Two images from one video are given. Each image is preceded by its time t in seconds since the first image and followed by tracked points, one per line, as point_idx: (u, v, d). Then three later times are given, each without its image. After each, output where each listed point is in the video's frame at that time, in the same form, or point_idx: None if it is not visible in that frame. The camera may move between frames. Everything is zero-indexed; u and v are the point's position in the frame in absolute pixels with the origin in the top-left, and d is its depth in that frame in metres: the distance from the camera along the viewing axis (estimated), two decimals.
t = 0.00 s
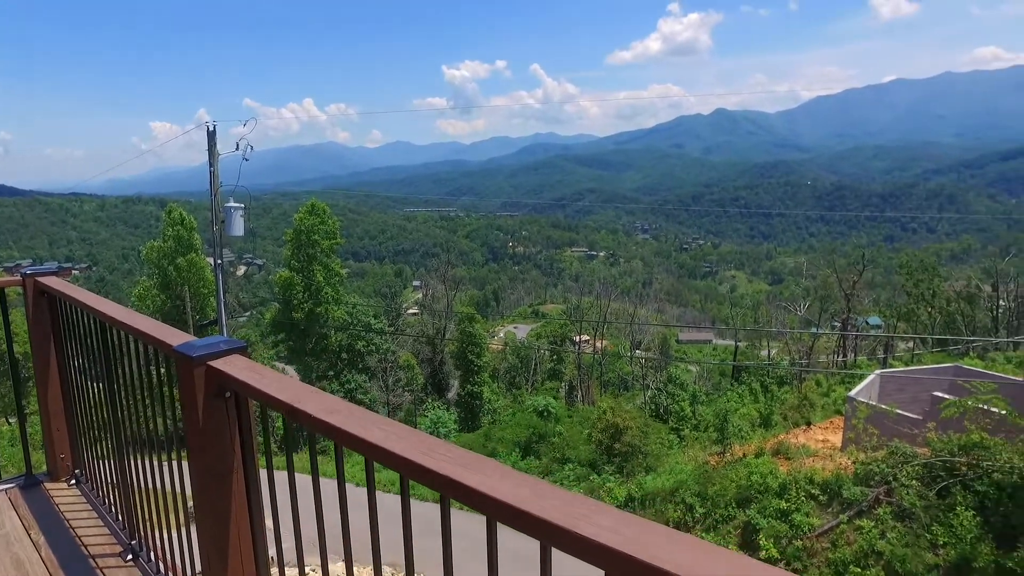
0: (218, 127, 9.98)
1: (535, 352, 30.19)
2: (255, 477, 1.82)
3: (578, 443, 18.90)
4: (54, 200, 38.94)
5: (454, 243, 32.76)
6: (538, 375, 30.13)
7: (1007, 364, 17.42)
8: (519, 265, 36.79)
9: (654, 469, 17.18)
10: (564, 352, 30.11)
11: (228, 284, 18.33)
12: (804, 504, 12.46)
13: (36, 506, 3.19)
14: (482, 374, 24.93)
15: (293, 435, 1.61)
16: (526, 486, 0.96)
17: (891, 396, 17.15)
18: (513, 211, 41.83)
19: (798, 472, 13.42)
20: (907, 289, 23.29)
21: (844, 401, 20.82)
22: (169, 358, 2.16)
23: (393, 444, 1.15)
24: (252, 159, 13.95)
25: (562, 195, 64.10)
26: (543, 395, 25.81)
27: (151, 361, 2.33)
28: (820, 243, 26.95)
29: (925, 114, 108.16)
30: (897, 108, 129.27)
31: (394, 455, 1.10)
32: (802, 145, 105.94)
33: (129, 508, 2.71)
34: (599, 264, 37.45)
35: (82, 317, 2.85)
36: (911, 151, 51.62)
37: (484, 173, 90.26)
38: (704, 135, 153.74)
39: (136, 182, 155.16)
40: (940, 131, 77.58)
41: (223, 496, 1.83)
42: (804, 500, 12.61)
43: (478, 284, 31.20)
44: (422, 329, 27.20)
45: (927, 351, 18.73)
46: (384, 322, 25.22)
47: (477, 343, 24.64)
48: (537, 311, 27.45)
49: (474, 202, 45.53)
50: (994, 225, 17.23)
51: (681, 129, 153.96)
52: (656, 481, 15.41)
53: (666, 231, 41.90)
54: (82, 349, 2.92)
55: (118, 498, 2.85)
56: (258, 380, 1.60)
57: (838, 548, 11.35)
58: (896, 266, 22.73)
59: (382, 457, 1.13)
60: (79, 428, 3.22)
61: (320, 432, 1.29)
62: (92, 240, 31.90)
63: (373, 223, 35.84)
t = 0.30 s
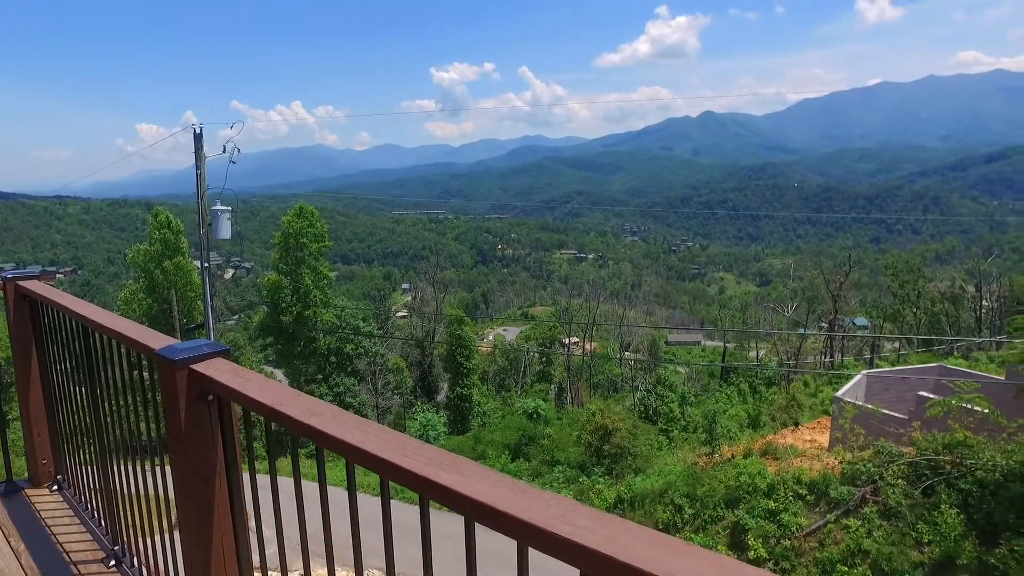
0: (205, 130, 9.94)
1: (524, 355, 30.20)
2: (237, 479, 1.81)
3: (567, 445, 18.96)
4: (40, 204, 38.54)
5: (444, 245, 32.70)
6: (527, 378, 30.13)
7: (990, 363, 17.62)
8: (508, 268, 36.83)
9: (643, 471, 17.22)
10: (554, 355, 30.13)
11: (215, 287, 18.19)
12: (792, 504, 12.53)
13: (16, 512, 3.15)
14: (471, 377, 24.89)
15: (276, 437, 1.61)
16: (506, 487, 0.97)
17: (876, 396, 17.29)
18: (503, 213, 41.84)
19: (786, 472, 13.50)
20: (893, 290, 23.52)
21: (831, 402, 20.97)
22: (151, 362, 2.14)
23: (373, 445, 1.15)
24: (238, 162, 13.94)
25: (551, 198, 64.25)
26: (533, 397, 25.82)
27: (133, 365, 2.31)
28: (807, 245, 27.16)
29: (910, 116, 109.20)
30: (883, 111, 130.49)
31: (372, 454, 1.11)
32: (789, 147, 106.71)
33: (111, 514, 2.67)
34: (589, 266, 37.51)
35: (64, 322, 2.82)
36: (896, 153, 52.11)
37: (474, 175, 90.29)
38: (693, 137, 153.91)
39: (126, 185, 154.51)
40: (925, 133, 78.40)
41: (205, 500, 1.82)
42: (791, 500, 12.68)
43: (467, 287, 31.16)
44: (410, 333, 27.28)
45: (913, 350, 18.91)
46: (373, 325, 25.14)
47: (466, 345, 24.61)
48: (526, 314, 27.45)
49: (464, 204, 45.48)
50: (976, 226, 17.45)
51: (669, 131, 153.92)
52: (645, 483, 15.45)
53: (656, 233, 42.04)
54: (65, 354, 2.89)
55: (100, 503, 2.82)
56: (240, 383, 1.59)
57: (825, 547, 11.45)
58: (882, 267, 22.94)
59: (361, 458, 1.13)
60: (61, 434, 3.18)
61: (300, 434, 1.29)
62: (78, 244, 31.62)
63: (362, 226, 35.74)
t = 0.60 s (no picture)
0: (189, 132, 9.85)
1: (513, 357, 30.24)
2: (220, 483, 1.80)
3: (556, 447, 18.97)
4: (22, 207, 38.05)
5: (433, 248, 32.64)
6: (516, 380, 30.18)
7: (974, 363, 17.84)
8: (496, 270, 36.95)
9: (632, 473, 17.24)
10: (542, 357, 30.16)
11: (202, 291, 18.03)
12: (780, 504, 12.57)
13: None
14: (460, 380, 24.85)
15: (258, 440, 1.61)
16: (485, 488, 0.97)
17: (862, 396, 17.42)
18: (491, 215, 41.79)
19: (773, 472, 13.52)
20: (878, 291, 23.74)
21: (818, 402, 21.09)
22: (133, 365, 2.13)
23: (351, 446, 1.16)
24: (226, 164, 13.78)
25: (540, 200, 64.34)
26: (522, 399, 25.80)
27: (115, 369, 2.29)
28: (794, 246, 27.39)
29: (894, 119, 110.31)
30: (868, 114, 131.83)
31: (351, 456, 1.11)
32: (776, 150, 107.51)
33: (93, 521, 2.64)
34: (577, 268, 37.58)
35: (46, 326, 2.79)
36: (881, 156, 52.61)
37: (463, 177, 90.18)
38: (680, 140, 153.78)
39: (113, 189, 153.31)
40: (909, 135, 79.26)
41: (188, 505, 1.80)
42: (779, 500, 12.73)
43: (455, 289, 31.22)
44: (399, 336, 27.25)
45: (898, 351, 19.08)
46: (362, 328, 25.04)
47: (454, 348, 24.57)
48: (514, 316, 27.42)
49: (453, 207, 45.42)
50: (959, 228, 17.67)
51: (657, 134, 153.93)
52: (633, 485, 15.49)
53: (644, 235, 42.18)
54: (47, 358, 2.85)
55: (83, 509, 2.79)
56: (221, 386, 1.59)
57: (813, 547, 11.53)
58: (868, 269, 23.15)
59: (341, 460, 1.14)
60: (43, 441, 3.14)
61: (281, 438, 1.30)
62: (62, 247, 31.23)
63: (351, 229, 35.56)
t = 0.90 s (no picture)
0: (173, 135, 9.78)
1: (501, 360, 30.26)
2: (202, 487, 1.78)
3: (544, 450, 19.00)
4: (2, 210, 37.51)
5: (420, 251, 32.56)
6: (505, 382, 30.22)
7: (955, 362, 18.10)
8: (484, 273, 37.00)
9: (619, 474, 17.30)
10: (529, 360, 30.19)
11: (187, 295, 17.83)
12: (766, 505, 12.65)
13: None
14: (447, 383, 24.79)
15: (241, 446, 1.60)
16: (461, 490, 0.99)
17: (846, 396, 17.58)
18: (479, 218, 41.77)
19: (759, 473, 13.59)
20: (862, 292, 23.98)
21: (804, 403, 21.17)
22: (113, 371, 2.10)
23: (330, 449, 1.16)
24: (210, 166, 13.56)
25: (528, 202, 64.46)
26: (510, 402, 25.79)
27: (95, 375, 2.26)
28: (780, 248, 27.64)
29: (877, 122, 111.65)
30: (852, 117, 133.36)
31: (329, 458, 1.11)
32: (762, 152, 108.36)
33: (74, 528, 2.61)
34: (565, 270, 37.67)
35: (26, 331, 2.75)
36: (863, 159, 53.24)
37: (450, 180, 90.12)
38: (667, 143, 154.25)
39: (96, 193, 151.50)
40: (892, 138, 80.20)
41: (167, 511, 1.78)
42: (765, 500, 12.82)
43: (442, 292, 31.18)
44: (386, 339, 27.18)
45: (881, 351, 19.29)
46: (348, 331, 24.91)
47: (442, 351, 24.52)
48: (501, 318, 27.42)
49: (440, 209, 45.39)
50: (941, 229, 17.92)
51: (644, 137, 153.92)
52: (621, 486, 15.52)
53: (632, 238, 42.34)
54: (26, 363, 2.81)
55: (62, 517, 2.74)
56: (201, 390, 1.58)
57: (799, 546, 11.61)
58: (852, 270, 23.39)
59: (319, 463, 1.14)
60: (23, 448, 3.09)
61: (261, 441, 1.29)
62: (44, 251, 30.83)
63: (337, 232, 35.40)
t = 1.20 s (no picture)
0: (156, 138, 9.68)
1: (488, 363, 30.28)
2: (182, 493, 1.77)
3: (532, 452, 19.01)
4: None
5: (407, 254, 32.45)
6: (492, 385, 30.20)
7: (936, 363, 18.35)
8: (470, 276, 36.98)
9: (606, 477, 17.32)
10: (516, 363, 30.21)
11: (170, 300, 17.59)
12: (752, 505, 12.75)
13: None
14: (434, 387, 24.72)
15: (222, 452, 1.59)
16: (440, 490, 0.99)
17: (831, 397, 17.74)
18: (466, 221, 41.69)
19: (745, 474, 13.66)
20: (846, 294, 24.20)
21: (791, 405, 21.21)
22: (91, 376, 2.08)
23: (313, 454, 1.15)
24: (195, 169, 13.35)
25: (515, 206, 64.53)
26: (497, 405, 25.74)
27: (74, 380, 2.23)
28: (765, 250, 27.86)
29: (860, 126, 113.08)
30: (835, 121, 134.97)
31: (311, 460, 1.11)
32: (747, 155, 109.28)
33: (53, 537, 2.56)
34: (552, 273, 37.74)
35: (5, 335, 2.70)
36: (846, 162, 53.84)
37: (436, 183, 90.03)
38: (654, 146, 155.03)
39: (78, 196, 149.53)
40: (875, 142, 81.24)
41: (147, 517, 1.76)
42: (751, 501, 12.90)
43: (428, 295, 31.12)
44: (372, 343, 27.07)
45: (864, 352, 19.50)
46: (334, 335, 24.76)
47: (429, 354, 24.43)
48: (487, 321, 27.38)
49: (427, 213, 45.26)
50: (922, 231, 18.15)
51: (630, 140, 153.79)
52: (608, 489, 15.55)
53: (618, 240, 42.50)
54: (5, 369, 2.76)
55: (40, 524, 2.70)
56: (180, 395, 1.56)
57: (784, 547, 11.71)
58: (836, 272, 23.62)
59: (300, 467, 1.13)
60: None
61: (242, 446, 1.28)
62: (23, 255, 30.35)
63: (323, 235, 35.22)
